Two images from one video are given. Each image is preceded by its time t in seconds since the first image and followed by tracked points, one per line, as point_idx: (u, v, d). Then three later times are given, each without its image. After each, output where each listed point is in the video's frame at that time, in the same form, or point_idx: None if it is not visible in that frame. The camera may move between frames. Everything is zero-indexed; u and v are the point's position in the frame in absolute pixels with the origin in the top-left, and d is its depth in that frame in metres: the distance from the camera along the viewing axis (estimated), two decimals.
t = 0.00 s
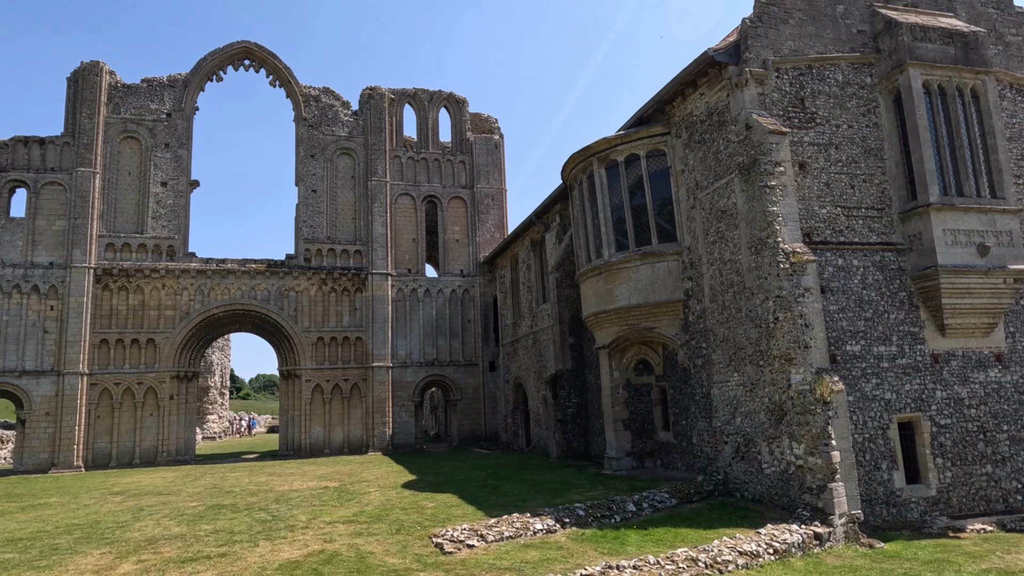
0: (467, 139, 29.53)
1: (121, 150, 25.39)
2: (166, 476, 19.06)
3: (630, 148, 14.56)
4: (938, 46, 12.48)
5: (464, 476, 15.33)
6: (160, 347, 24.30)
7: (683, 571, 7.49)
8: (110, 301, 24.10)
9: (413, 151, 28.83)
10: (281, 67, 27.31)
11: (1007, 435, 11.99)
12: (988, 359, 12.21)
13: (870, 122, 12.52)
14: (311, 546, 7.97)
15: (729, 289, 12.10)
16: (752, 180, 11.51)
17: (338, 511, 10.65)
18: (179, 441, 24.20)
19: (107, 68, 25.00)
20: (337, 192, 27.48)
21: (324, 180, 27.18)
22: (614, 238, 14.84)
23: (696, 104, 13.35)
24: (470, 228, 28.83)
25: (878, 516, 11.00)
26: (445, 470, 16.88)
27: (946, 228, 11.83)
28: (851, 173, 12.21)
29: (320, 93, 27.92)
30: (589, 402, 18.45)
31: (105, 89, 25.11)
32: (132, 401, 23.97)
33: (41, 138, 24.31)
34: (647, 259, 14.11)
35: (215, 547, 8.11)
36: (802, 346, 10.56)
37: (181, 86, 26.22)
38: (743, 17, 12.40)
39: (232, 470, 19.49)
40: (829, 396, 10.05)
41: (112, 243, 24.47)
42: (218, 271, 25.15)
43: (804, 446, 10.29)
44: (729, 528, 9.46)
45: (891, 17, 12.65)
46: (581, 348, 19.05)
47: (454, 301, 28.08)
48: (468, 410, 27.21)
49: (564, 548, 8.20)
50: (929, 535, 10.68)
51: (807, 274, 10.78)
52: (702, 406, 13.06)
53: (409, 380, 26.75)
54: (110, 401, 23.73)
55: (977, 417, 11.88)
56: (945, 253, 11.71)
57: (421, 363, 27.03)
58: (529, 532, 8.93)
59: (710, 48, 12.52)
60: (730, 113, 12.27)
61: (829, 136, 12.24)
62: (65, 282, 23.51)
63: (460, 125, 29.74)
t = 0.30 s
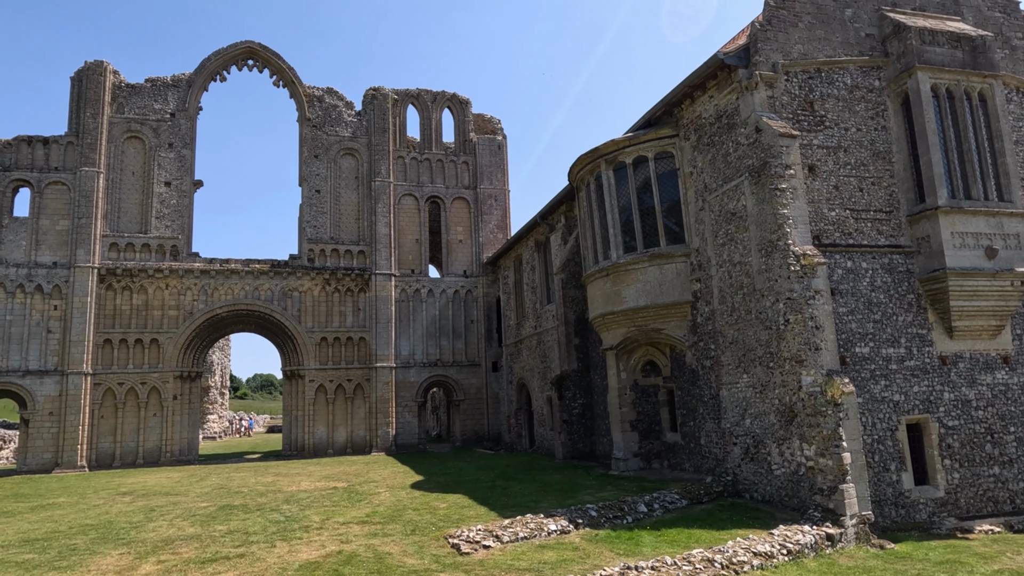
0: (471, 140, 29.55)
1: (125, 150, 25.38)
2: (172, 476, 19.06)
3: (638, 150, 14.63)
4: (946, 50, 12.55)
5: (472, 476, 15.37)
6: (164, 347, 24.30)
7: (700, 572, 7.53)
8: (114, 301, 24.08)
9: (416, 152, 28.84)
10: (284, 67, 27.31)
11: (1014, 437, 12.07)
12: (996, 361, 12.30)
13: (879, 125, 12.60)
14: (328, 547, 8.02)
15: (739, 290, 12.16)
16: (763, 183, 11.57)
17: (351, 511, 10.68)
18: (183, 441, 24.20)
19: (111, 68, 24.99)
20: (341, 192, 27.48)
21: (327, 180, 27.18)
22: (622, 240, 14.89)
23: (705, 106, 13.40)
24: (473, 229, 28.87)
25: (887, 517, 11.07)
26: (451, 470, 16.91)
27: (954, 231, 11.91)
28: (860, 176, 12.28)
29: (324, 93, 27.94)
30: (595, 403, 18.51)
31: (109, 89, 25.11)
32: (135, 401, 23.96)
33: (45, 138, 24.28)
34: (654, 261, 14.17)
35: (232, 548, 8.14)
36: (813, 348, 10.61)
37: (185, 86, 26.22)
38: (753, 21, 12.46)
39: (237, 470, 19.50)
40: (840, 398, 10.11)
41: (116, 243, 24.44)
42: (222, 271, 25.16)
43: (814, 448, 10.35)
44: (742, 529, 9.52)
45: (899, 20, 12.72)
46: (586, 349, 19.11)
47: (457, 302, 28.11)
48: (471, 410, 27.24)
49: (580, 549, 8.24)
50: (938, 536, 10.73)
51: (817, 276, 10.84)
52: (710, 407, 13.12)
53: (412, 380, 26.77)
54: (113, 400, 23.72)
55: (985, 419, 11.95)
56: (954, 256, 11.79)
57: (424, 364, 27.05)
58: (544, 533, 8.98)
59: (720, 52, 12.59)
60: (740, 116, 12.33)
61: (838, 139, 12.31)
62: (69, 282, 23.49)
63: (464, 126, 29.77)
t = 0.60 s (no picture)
0: (472, 139, 29.55)
1: (127, 148, 25.31)
2: (175, 475, 19.01)
3: (645, 150, 14.65)
4: (953, 51, 12.61)
5: (478, 475, 15.38)
6: (166, 345, 24.24)
7: (717, 570, 7.56)
8: (115, 299, 24.00)
9: (418, 151, 28.83)
10: (287, 66, 27.26)
11: (1020, 436, 12.14)
12: (1002, 361, 12.37)
13: (886, 126, 12.66)
14: (344, 545, 8.02)
15: (747, 290, 12.20)
16: (772, 183, 11.60)
17: (361, 510, 10.68)
18: (185, 440, 24.14)
19: (113, 65, 24.91)
20: (343, 191, 27.45)
21: (329, 179, 27.14)
22: (628, 239, 14.91)
23: (713, 106, 13.43)
24: (475, 228, 28.88)
25: (895, 516, 11.12)
26: (456, 469, 16.92)
27: (961, 231, 11.97)
28: (868, 176, 12.34)
29: (326, 92, 27.89)
30: (599, 402, 18.53)
31: (110, 87, 25.02)
32: (137, 400, 23.90)
33: (46, 135, 24.18)
34: (661, 260, 14.20)
35: (248, 545, 8.14)
36: (822, 347, 10.65)
37: (186, 84, 26.16)
38: (762, 21, 12.50)
39: (241, 469, 19.47)
40: (850, 397, 10.15)
41: (118, 242, 24.37)
42: (224, 270, 25.11)
43: (824, 447, 10.40)
44: (754, 528, 9.55)
45: (907, 21, 12.78)
46: (590, 348, 19.13)
47: (459, 301, 28.10)
48: (473, 410, 27.24)
49: (595, 547, 8.26)
50: (946, 535, 10.79)
51: (827, 276, 10.89)
52: (717, 406, 13.16)
53: (414, 380, 26.76)
54: (115, 399, 23.66)
55: (991, 418, 12.01)
56: (961, 256, 11.85)
57: (426, 363, 27.04)
58: (557, 532, 8.99)
59: (729, 52, 12.63)
60: (749, 116, 12.37)
61: (846, 139, 12.36)
62: (70, 280, 23.40)
63: (466, 126, 29.77)
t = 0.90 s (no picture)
0: (474, 139, 29.53)
1: (127, 147, 25.20)
2: (178, 475, 18.95)
3: (652, 150, 14.65)
4: (961, 53, 12.64)
5: (484, 475, 15.37)
6: (167, 345, 24.16)
7: (733, 571, 7.57)
8: (117, 299, 23.91)
9: (419, 151, 28.77)
10: (288, 65, 27.18)
11: None
12: (1008, 361, 12.43)
13: (894, 127, 12.69)
14: (360, 547, 8.02)
15: (756, 290, 12.22)
16: (782, 184, 11.62)
17: (372, 511, 10.67)
18: (186, 440, 24.08)
19: (114, 64, 24.79)
20: (344, 191, 27.39)
21: (331, 179, 27.08)
22: (635, 240, 14.91)
23: (721, 107, 13.44)
24: (477, 228, 28.86)
25: (904, 516, 11.16)
26: (462, 470, 16.91)
27: (969, 232, 12.01)
28: (876, 178, 12.37)
29: (327, 91, 27.81)
30: (604, 402, 18.53)
31: (111, 85, 24.91)
32: (138, 400, 23.82)
33: (46, 134, 24.04)
34: (669, 261, 14.20)
35: (263, 547, 8.12)
36: (833, 348, 10.67)
37: (187, 83, 26.05)
38: (771, 22, 12.50)
39: (244, 469, 19.41)
40: (860, 398, 10.18)
41: (118, 241, 24.26)
42: (225, 269, 25.04)
43: (834, 447, 10.42)
44: (765, 528, 9.57)
45: (915, 23, 12.82)
46: (594, 348, 19.13)
47: (461, 301, 28.08)
48: (475, 409, 27.23)
49: (610, 548, 8.26)
50: (955, 535, 10.84)
51: (837, 277, 10.91)
52: (725, 407, 13.18)
53: (416, 379, 26.73)
54: (116, 399, 23.56)
55: (998, 419, 12.07)
56: (969, 257, 11.90)
57: (427, 363, 27.01)
58: (570, 533, 9.00)
59: (737, 52, 12.63)
60: (758, 117, 12.39)
61: (855, 140, 12.38)
62: (71, 279, 23.29)
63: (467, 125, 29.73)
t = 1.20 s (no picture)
0: (477, 139, 29.54)
1: (130, 146, 25.14)
2: (183, 474, 18.93)
3: (660, 150, 14.68)
4: (969, 54, 12.70)
5: (492, 474, 15.39)
6: (170, 344, 24.12)
7: (751, 570, 7.60)
8: (119, 298, 23.85)
9: (422, 150, 28.75)
10: (291, 64, 27.17)
11: None
12: (1015, 361, 12.52)
13: (903, 128, 12.74)
14: (377, 546, 8.04)
15: (766, 290, 12.27)
16: (792, 184, 11.67)
17: (385, 510, 10.68)
18: (189, 439, 24.06)
19: (117, 62, 24.73)
20: (347, 190, 27.38)
21: (334, 178, 27.06)
22: (643, 239, 14.94)
23: (730, 107, 13.49)
24: (480, 228, 28.89)
25: (913, 515, 11.21)
26: (468, 469, 16.93)
27: (978, 233, 12.08)
28: (884, 178, 12.43)
29: (330, 90, 27.78)
30: (609, 401, 18.56)
31: (114, 84, 24.85)
32: (141, 399, 23.78)
33: (49, 132, 23.98)
34: (677, 261, 14.23)
35: (281, 546, 8.12)
36: (844, 348, 10.72)
37: (191, 81, 26.00)
38: (780, 22, 12.55)
39: (249, 468, 19.40)
40: (871, 397, 10.23)
41: (121, 240, 24.21)
42: (228, 268, 25.02)
43: (845, 447, 10.48)
44: (778, 527, 9.61)
45: (923, 25, 12.88)
46: (600, 348, 19.17)
47: (463, 300, 28.09)
48: (477, 409, 27.26)
49: (627, 547, 8.28)
50: (964, 534, 10.90)
51: (847, 277, 10.96)
52: (733, 406, 13.23)
53: (419, 378, 26.74)
54: (119, 398, 23.52)
55: (1006, 418, 12.14)
56: (977, 257, 11.97)
57: (430, 362, 27.02)
58: (585, 532, 9.03)
59: (747, 53, 12.67)
60: (767, 118, 12.44)
61: (864, 141, 12.44)
62: (73, 279, 23.23)
63: (470, 125, 29.76)
